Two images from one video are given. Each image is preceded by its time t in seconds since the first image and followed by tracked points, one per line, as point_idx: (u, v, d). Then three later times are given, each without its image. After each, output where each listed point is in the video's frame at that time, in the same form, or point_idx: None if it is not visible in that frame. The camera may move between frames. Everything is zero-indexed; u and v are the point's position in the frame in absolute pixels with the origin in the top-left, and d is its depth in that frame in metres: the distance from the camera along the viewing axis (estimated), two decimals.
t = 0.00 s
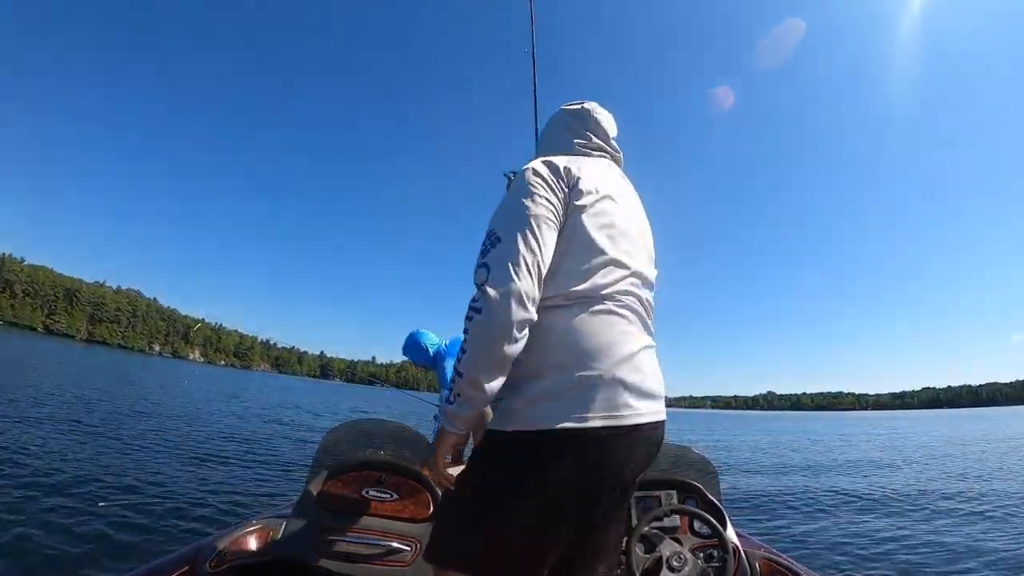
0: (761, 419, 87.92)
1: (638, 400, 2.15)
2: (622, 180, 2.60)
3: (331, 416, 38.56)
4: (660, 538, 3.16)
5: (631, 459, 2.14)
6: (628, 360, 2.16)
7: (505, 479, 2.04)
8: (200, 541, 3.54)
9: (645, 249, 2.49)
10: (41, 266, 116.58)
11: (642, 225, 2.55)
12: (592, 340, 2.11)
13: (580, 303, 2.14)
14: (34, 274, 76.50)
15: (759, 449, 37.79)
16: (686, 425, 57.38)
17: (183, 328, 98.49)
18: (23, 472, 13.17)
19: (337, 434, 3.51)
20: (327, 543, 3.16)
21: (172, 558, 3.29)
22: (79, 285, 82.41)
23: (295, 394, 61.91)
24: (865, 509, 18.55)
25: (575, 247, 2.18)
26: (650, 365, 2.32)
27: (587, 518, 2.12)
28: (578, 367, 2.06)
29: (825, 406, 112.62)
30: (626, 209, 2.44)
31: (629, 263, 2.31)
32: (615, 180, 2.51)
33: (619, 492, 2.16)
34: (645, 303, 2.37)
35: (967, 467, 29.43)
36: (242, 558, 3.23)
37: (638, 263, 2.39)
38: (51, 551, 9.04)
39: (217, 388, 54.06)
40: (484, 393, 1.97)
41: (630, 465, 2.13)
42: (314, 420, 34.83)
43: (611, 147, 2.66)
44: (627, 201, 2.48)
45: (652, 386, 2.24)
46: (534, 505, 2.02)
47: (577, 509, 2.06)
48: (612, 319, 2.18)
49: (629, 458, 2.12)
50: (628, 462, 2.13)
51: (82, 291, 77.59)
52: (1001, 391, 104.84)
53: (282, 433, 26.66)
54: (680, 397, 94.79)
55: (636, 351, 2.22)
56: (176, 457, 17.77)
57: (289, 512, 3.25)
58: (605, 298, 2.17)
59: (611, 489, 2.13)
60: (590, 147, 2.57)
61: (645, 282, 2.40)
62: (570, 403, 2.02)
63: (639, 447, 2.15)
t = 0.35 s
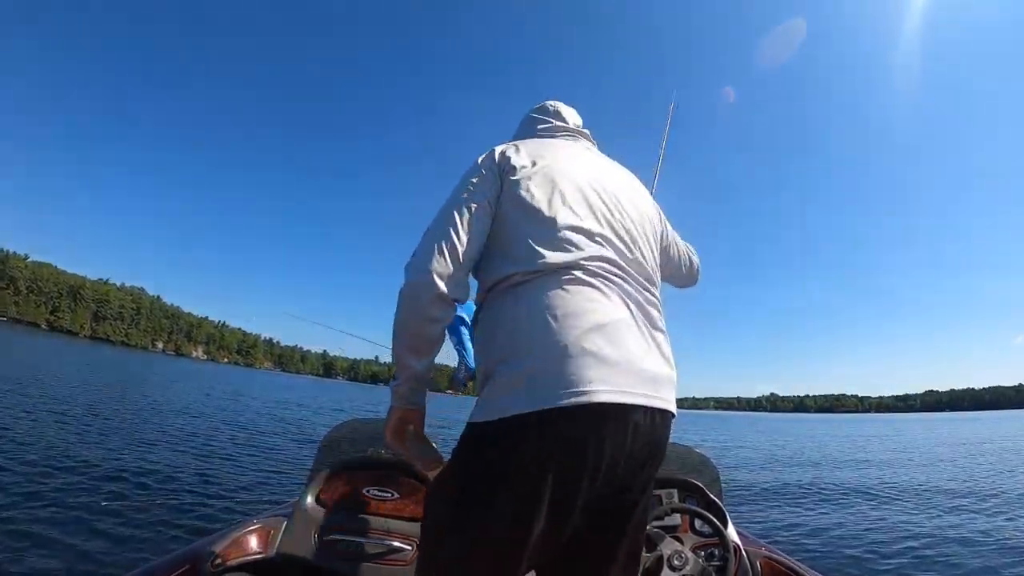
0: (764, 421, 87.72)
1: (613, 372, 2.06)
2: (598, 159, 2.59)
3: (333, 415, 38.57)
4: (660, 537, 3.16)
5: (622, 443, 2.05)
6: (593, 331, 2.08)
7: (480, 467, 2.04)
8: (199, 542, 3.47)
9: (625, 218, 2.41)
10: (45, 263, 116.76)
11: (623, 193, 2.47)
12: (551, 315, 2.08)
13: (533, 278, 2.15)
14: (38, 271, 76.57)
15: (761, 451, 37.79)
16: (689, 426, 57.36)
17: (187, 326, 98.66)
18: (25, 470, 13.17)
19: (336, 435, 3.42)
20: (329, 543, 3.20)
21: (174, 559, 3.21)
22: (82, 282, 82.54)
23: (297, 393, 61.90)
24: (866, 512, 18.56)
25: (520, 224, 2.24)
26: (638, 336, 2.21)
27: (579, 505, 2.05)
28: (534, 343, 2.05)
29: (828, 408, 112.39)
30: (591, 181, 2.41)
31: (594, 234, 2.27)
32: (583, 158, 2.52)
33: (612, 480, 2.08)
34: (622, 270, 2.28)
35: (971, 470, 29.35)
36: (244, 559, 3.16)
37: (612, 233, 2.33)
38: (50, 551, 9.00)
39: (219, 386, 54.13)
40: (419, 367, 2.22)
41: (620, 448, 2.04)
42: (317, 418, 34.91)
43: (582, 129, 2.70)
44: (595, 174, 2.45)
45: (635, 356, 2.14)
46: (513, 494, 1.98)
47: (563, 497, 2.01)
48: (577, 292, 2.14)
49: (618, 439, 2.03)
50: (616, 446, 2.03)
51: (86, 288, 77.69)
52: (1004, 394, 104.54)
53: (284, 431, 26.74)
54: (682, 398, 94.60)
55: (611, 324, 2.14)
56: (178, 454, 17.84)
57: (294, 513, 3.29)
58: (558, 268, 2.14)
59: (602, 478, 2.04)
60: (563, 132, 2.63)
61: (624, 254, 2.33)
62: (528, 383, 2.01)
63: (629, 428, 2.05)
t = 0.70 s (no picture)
0: (763, 429, 87.54)
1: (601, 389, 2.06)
2: (597, 186, 2.61)
3: (332, 416, 38.53)
4: (659, 538, 3.15)
5: (609, 450, 2.04)
6: (579, 346, 2.09)
7: (468, 474, 2.04)
8: (189, 548, 3.40)
9: (620, 237, 2.40)
10: (48, 262, 117.15)
11: (618, 215, 2.47)
12: (540, 329, 2.10)
13: (525, 297, 2.18)
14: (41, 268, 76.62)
15: (760, 459, 37.72)
16: (688, 433, 57.30)
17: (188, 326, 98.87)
18: (22, 467, 13.15)
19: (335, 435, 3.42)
20: (326, 544, 3.16)
21: (168, 561, 3.23)
22: (85, 281, 82.82)
23: (296, 395, 61.90)
24: (864, 520, 18.50)
25: (515, 245, 2.27)
26: (630, 352, 2.20)
27: (569, 505, 2.03)
28: (523, 363, 2.06)
29: (828, 417, 112.08)
30: (584, 204, 2.43)
31: (584, 254, 2.27)
32: (580, 185, 2.54)
33: (603, 485, 2.06)
34: (614, 290, 2.26)
35: (970, 480, 29.28)
36: (242, 559, 3.10)
37: (605, 252, 2.33)
38: (45, 548, 8.98)
39: (219, 386, 54.09)
40: (430, 369, 2.25)
41: (607, 453, 2.03)
42: (316, 420, 34.85)
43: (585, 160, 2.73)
44: (588, 196, 2.48)
45: (621, 370, 2.12)
46: (501, 497, 1.98)
47: (553, 500, 2.00)
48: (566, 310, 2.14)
49: (606, 448, 2.03)
50: (603, 455, 2.02)
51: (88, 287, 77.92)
52: (1005, 405, 104.24)
53: (283, 432, 26.69)
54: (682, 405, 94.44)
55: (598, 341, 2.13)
56: (177, 454, 17.86)
57: (290, 514, 3.24)
58: (545, 286, 2.16)
59: (591, 482, 2.04)
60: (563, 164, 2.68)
61: (617, 272, 2.32)
62: (515, 395, 2.01)
63: (614, 438, 2.04)
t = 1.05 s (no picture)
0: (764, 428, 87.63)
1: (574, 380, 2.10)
2: (593, 198, 2.67)
3: (332, 420, 38.56)
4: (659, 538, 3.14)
5: (588, 437, 2.05)
6: (556, 339, 2.18)
7: (472, 468, 2.18)
8: (192, 545, 3.52)
9: (600, 239, 2.41)
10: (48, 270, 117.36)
11: (605, 219, 2.49)
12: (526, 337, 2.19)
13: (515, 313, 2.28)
14: (41, 276, 76.76)
15: (760, 458, 37.79)
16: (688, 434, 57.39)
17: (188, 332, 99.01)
18: (19, 473, 13.17)
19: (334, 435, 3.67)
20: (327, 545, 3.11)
21: (168, 561, 3.26)
22: (84, 288, 83.07)
23: (296, 399, 61.96)
24: (862, 517, 18.58)
25: (509, 264, 2.34)
26: (608, 350, 2.21)
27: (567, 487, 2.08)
28: (508, 374, 2.16)
29: (829, 416, 112.11)
30: (573, 209, 2.48)
31: (563, 254, 2.33)
32: (574, 198, 2.62)
33: (589, 476, 2.06)
34: (589, 301, 2.27)
35: (969, 476, 29.34)
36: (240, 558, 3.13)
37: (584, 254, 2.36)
38: (41, 552, 9.01)
39: (220, 392, 54.20)
40: (454, 374, 2.51)
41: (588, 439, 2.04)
42: (317, 424, 34.94)
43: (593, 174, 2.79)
44: (578, 206, 2.53)
45: (599, 381, 2.12)
46: (499, 486, 2.08)
47: (545, 483, 2.06)
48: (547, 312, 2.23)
49: (582, 434, 2.03)
50: (581, 443, 2.03)
51: (87, 293, 78.08)
52: (1005, 402, 104.33)
53: (284, 436, 26.79)
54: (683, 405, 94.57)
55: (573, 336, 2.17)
56: (179, 458, 17.98)
57: (290, 513, 3.27)
58: (529, 301, 2.24)
59: (576, 470, 2.04)
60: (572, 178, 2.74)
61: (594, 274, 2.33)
62: (502, 394, 2.15)
63: (589, 426, 2.04)
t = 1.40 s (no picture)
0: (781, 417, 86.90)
1: (482, 370, 3.43)
2: (532, 236, 3.77)
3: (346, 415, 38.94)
4: (659, 536, 3.14)
5: (482, 412, 3.33)
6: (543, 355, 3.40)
7: (475, 439, 3.35)
8: (192, 548, 3.87)
9: (512, 275, 3.58)
10: (66, 271, 119.23)
11: (521, 258, 3.59)
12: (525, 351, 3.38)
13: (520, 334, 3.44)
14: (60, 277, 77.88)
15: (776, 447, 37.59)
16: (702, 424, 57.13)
17: (203, 330, 100.20)
18: (38, 471, 13.51)
19: (336, 437, 3.69)
20: (327, 543, 3.14)
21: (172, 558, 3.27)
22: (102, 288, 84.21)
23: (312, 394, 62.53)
24: (876, 506, 18.46)
25: (522, 298, 3.50)
26: (502, 351, 3.43)
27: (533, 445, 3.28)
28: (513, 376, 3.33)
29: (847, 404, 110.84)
30: (507, 250, 3.72)
31: (490, 285, 3.68)
32: (519, 237, 3.81)
33: (478, 435, 3.35)
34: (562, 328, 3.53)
35: (987, 465, 28.93)
36: (243, 561, 3.11)
37: (500, 286, 3.61)
38: (58, 550, 9.26)
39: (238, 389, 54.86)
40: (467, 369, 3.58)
41: (480, 413, 3.34)
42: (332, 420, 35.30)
43: (549, 213, 3.88)
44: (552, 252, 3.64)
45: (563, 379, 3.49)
46: (494, 448, 3.26)
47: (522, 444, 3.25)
48: (482, 324, 3.67)
49: (478, 409, 3.35)
50: (477, 413, 3.35)
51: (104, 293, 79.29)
52: None
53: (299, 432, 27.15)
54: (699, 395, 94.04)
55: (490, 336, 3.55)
56: (196, 455, 18.34)
57: (291, 511, 3.29)
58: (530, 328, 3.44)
59: (473, 431, 3.37)
60: (529, 212, 3.88)
61: (501, 297, 3.58)
62: (507, 389, 3.30)
63: (480, 404, 3.35)
